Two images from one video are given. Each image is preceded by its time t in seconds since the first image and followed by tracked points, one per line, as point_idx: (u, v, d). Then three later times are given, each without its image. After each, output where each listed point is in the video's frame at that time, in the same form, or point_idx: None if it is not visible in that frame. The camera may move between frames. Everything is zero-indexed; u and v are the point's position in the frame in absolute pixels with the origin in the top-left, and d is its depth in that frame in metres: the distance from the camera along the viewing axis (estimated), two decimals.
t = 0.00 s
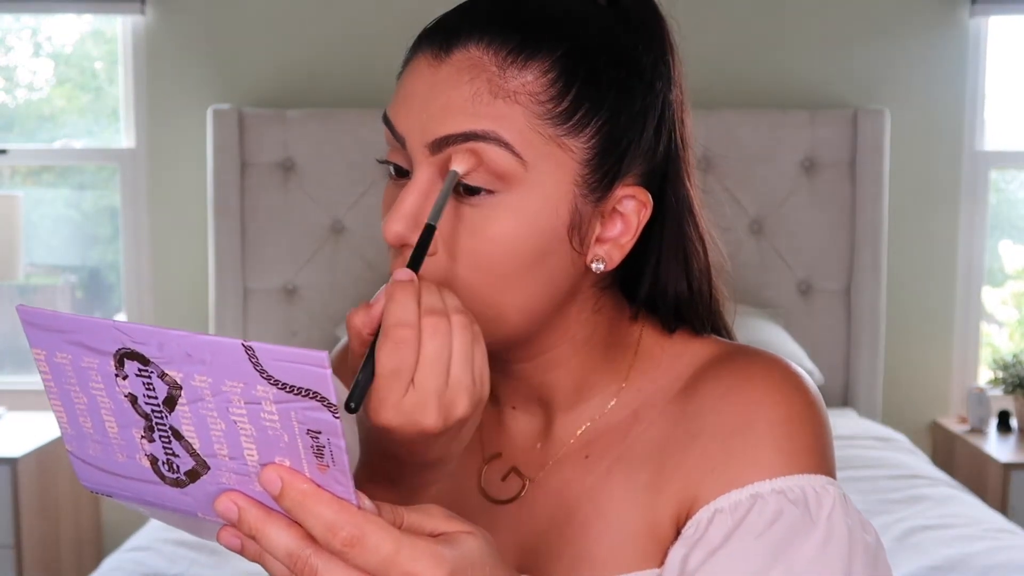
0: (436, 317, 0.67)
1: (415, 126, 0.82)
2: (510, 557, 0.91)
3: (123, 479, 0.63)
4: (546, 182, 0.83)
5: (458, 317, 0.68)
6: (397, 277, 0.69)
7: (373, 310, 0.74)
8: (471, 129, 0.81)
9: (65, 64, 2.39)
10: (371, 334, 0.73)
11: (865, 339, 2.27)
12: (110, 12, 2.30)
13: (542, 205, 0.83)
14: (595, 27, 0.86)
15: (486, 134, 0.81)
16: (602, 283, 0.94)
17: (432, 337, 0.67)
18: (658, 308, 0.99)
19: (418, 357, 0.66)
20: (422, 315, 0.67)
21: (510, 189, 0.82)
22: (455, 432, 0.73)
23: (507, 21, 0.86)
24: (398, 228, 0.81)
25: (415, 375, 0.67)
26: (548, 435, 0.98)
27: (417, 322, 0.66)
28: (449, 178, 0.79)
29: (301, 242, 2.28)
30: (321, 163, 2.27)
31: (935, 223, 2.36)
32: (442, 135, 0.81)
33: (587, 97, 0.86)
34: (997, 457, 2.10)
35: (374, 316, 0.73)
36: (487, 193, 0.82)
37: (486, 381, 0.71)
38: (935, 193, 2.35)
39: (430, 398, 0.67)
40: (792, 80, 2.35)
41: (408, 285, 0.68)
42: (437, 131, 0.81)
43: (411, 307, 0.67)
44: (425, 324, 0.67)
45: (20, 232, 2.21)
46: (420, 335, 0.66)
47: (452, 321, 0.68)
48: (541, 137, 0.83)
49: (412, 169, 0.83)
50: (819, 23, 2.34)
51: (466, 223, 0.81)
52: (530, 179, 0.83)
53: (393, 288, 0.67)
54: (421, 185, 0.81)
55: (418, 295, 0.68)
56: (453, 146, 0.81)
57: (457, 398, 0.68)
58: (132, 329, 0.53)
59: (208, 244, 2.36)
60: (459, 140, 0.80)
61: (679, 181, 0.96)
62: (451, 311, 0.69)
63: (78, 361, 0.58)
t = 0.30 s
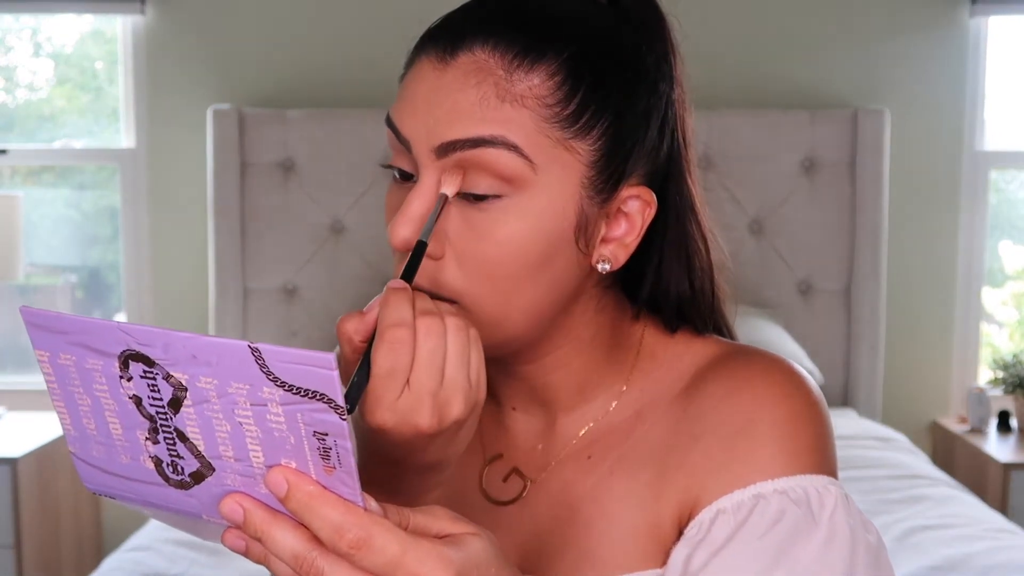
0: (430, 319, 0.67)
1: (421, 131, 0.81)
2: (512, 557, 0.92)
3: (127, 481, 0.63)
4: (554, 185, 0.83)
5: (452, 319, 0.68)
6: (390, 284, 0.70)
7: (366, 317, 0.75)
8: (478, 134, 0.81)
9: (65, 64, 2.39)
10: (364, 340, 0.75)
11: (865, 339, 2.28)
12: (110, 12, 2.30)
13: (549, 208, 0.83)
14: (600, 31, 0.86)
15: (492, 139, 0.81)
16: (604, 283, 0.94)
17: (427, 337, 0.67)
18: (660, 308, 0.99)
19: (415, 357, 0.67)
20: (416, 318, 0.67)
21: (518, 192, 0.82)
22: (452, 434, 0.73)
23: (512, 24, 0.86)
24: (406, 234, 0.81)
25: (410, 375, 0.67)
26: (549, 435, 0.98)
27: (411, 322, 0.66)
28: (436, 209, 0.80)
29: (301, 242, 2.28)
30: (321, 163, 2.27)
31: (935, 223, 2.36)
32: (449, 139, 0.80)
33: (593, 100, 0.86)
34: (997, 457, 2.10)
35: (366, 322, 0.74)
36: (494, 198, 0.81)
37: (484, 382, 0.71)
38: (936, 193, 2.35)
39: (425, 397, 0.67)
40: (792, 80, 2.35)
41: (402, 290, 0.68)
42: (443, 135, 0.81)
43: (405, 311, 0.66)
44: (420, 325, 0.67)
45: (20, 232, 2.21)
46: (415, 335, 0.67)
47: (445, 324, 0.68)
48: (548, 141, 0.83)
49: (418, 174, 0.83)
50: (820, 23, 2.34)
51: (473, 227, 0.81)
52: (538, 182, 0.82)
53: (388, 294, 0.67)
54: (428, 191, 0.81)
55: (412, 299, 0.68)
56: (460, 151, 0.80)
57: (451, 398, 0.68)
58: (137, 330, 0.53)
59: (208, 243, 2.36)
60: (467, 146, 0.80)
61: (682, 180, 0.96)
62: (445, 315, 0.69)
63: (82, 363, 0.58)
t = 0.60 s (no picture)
0: (437, 319, 0.67)
1: (420, 140, 0.81)
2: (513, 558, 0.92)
3: (125, 484, 0.63)
4: (554, 191, 0.83)
5: (459, 319, 0.68)
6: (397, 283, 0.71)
7: (373, 314, 0.73)
8: (477, 142, 0.81)
9: (65, 64, 2.39)
10: (372, 338, 0.73)
11: (865, 339, 2.27)
12: (110, 12, 2.30)
13: (550, 213, 0.83)
14: (596, 36, 0.85)
15: (491, 147, 0.81)
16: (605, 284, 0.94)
17: (434, 339, 0.67)
18: (662, 307, 0.99)
19: (420, 360, 0.67)
20: (423, 317, 0.67)
21: (518, 199, 0.82)
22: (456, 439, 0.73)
23: (508, 30, 0.85)
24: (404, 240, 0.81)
25: (416, 378, 0.67)
26: (548, 435, 0.98)
27: (418, 323, 0.67)
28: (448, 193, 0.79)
29: (301, 242, 2.28)
30: (321, 163, 2.27)
31: (935, 224, 2.36)
32: (448, 148, 0.80)
33: (590, 105, 0.85)
34: (996, 457, 2.10)
35: (373, 319, 0.73)
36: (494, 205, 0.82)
37: (490, 383, 0.71)
38: (936, 193, 2.35)
39: (431, 400, 0.67)
40: (792, 80, 2.35)
41: (409, 289, 0.68)
42: (442, 145, 0.80)
43: (412, 310, 0.67)
44: (427, 326, 0.67)
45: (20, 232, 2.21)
46: (422, 336, 0.67)
47: (453, 323, 0.68)
48: (547, 148, 0.83)
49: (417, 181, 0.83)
50: (820, 23, 2.34)
51: (474, 234, 0.82)
52: (538, 188, 0.82)
53: (393, 291, 0.68)
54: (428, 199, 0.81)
55: (418, 298, 0.68)
56: (459, 159, 0.80)
57: (458, 402, 0.68)
58: (135, 335, 0.53)
59: (208, 243, 2.36)
60: (466, 154, 0.80)
61: (681, 180, 0.96)
62: (453, 314, 0.69)
63: (80, 366, 0.58)
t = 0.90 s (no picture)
0: (499, 350, 0.67)
1: (418, 139, 0.81)
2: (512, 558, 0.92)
3: (123, 485, 0.63)
4: (552, 190, 0.83)
5: (517, 349, 0.68)
6: (458, 304, 0.69)
7: (430, 332, 0.68)
8: (475, 141, 0.80)
9: (65, 64, 2.39)
10: (426, 358, 0.69)
11: (864, 339, 2.27)
12: (110, 12, 2.30)
13: (549, 212, 0.83)
14: (593, 34, 0.85)
15: (490, 145, 0.81)
16: (603, 283, 0.94)
17: (493, 367, 0.66)
18: (661, 307, 0.98)
19: (478, 387, 0.66)
20: (484, 346, 0.67)
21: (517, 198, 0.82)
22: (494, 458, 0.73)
23: (506, 28, 0.85)
24: (405, 240, 0.81)
25: (470, 404, 0.66)
26: (547, 435, 0.98)
27: (479, 350, 0.66)
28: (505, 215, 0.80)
29: (301, 242, 2.28)
30: (321, 163, 2.27)
31: (935, 223, 2.36)
32: (446, 148, 0.80)
33: (588, 104, 0.85)
34: (997, 457, 2.10)
35: (431, 339, 0.68)
36: (493, 204, 0.82)
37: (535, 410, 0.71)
38: (936, 193, 2.35)
39: (483, 428, 0.66)
40: (792, 80, 2.35)
41: (471, 314, 0.67)
42: (440, 144, 0.80)
43: (474, 338, 0.66)
44: (488, 355, 0.66)
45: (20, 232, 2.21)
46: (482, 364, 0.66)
47: (513, 354, 0.68)
48: (545, 146, 0.83)
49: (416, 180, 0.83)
50: (820, 22, 2.34)
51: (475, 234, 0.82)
52: (536, 187, 0.83)
53: (455, 315, 0.67)
54: (430, 198, 0.81)
55: (480, 325, 0.67)
56: (458, 159, 0.80)
57: (508, 430, 0.68)
58: (133, 335, 0.53)
59: (208, 243, 2.36)
60: (465, 153, 0.80)
61: (680, 179, 0.96)
62: (511, 343, 0.68)
63: (78, 367, 0.58)
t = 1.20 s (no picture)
0: (491, 346, 0.66)
1: (413, 139, 0.81)
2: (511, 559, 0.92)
3: (119, 485, 0.63)
4: (547, 191, 0.83)
5: (511, 346, 0.67)
6: (452, 301, 0.68)
7: (423, 328, 0.68)
8: (469, 142, 0.80)
9: (65, 65, 2.39)
10: (419, 353, 0.69)
11: (864, 338, 2.27)
12: (110, 12, 2.30)
13: (544, 212, 0.83)
14: (588, 34, 0.85)
15: (484, 146, 0.81)
16: (602, 284, 0.94)
17: (487, 364, 0.66)
18: (660, 306, 0.98)
19: (471, 383, 0.66)
20: (478, 342, 0.66)
21: (511, 199, 0.82)
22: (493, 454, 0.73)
23: (501, 29, 0.85)
24: (400, 240, 0.81)
25: (464, 401, 0.66)
26: (546, 435, 0.98)
27: (473, 346, 0.65)
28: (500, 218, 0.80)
29: (301, 242, 2.28)
30: (321, 163, 2.27)
31: (935, 223, 2.36)
32: (440, 149, 0.80)
33: (583, 104, 0.85)
34: (997, 457, 2.09)
35: (424, 335, 0.68)
36: (488, 205, 0.82)
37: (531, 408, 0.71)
38: (936, 193, 2.35)
39: (476, 425, 0.66)
40: (792, 80, 2.35)
41: (464, 310, 0.67)
42: (434, 145, 0.80)
43: (467, 334, 0.65)
44: (481, 351, 0.66)
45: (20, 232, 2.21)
46: (476, 360, 0.65)
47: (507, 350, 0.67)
48: (540, 147, 0.83)
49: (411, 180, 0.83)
50: (820, 22, 2.33)
51: (470, 234, 0.82)
52: (531, 188, 0.83)
53: (448, 311, 0.66)
54: (424, 199, 0.81)
55: (474, 321, 0.66)
56: (451, 160, 0.80)
57: (502, 428, 0.68)
58: (127, 336, 0.53)
59: (207, 243, 2.36)
60: (458, 153, 0.80)
61: (678, 179, 0.96)
62: (505, 340, 0.68)
63: (74, 368, 0.58)
